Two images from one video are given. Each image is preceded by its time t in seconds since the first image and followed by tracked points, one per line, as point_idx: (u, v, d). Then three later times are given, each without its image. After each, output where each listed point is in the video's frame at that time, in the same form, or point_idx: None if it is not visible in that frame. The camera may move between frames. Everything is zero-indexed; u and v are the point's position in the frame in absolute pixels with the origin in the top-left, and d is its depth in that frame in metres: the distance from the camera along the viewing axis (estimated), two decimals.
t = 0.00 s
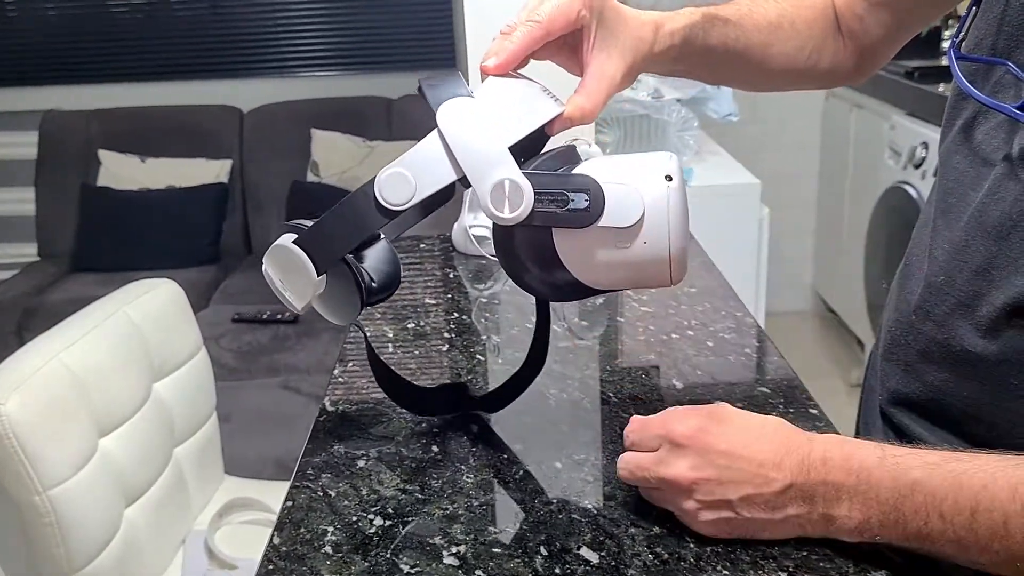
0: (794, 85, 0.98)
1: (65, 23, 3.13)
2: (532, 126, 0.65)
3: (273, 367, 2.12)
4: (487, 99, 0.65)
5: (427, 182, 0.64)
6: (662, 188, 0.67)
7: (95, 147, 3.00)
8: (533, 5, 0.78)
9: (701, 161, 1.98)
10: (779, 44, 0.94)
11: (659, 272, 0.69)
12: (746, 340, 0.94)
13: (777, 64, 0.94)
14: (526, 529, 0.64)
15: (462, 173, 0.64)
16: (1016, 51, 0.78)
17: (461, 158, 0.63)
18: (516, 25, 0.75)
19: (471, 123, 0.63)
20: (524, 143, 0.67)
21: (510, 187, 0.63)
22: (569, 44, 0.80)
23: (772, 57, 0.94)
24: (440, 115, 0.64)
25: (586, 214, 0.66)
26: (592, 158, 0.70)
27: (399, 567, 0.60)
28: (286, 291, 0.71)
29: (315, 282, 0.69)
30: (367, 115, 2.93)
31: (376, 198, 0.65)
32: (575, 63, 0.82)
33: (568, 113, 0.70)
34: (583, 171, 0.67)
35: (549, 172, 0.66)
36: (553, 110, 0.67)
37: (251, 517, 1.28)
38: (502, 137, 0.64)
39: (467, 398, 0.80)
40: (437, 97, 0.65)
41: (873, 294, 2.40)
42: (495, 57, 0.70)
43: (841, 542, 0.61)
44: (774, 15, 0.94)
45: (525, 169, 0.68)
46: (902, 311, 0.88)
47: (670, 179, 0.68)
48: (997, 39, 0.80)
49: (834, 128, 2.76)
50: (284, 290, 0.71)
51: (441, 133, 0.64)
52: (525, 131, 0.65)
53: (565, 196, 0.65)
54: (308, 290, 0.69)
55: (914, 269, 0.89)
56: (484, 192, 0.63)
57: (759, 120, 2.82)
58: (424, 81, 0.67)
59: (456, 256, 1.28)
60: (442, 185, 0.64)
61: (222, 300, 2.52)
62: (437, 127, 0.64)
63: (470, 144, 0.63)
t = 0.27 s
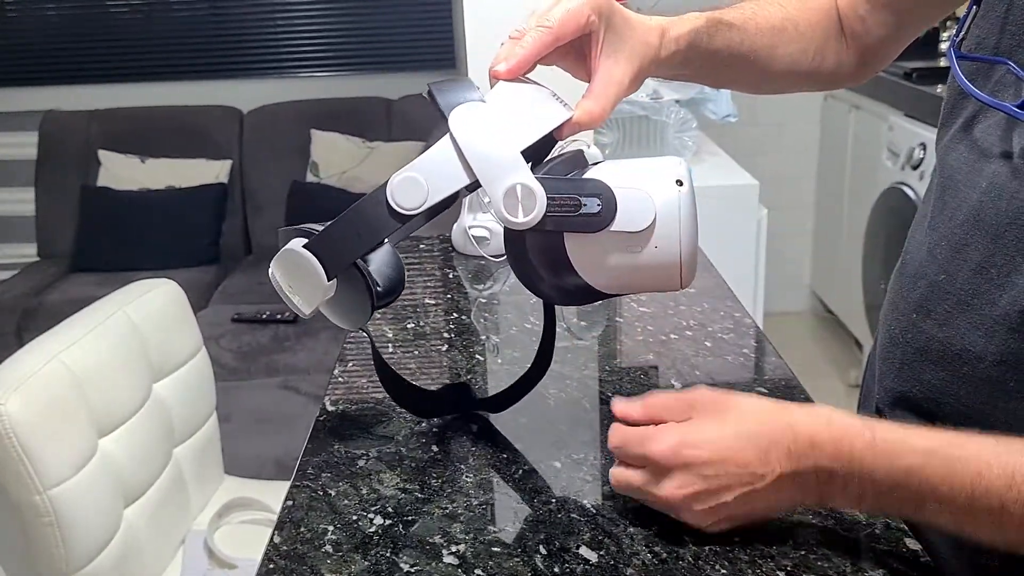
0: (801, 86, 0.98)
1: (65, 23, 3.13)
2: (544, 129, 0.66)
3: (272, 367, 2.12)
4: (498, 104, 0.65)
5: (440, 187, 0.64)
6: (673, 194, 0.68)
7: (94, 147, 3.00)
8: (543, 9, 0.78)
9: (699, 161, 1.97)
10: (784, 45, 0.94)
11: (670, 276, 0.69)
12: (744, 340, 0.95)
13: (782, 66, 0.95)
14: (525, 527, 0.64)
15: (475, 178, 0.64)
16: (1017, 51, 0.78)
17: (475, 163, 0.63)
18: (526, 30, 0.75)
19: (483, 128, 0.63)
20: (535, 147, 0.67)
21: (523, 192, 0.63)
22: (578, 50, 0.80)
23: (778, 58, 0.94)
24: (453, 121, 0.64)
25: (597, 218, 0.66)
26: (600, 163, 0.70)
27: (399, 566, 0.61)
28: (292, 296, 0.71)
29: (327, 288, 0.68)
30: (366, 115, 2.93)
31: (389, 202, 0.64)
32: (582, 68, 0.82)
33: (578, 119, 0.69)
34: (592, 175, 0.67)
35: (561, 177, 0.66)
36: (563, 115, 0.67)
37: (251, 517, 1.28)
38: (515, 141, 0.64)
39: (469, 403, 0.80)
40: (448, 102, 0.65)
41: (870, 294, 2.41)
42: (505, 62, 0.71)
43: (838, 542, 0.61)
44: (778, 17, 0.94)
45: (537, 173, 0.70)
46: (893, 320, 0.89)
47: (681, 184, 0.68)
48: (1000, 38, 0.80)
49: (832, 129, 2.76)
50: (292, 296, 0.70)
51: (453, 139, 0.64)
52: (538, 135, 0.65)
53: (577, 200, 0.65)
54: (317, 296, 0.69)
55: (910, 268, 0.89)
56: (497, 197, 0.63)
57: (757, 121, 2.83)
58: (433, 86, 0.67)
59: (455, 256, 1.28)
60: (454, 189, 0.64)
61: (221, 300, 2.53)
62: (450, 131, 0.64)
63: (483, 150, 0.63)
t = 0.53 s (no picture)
0: (811, 89, 0.98)
1: (64, 22, 3.13)
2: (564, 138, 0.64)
3: (272, 367, 2.12)
4: (516, 111, 0.64)
5: (456, 195, 0.64)
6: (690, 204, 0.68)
7: (94, 147, 3.00)
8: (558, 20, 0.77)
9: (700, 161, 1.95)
10: (795, 49, 0.94)
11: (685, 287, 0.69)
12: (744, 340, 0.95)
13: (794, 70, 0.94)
14: (526, 528, 0.64)
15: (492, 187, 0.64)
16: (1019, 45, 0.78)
17: (491, 171, 0.63)
18: (543, 39, 0.74)
19: (502, 138, 0.63)
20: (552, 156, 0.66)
21: (540, 202, 0.63)
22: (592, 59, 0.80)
23: (790, 62, 0.94)
24: (471, 130, 0.63)
25: (615, 228, 0.66)
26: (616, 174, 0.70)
27: (400, 566, 0.60)
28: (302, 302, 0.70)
29: (338, 295, 0.68)
30: (366, 115, 2.93)
31: (404, 209, 0.64)
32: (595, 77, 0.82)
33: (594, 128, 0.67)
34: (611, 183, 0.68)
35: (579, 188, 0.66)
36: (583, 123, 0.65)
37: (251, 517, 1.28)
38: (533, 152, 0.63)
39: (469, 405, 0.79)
40: (465, 109, 0.65)
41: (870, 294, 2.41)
42: (523, 70, 0.70)
43: (839, 542, 0.61)
44: (788, 20, 0.95)
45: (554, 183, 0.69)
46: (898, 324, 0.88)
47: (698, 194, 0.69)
48: (1001, 33, 0.80)
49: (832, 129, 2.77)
50: (302, 301, 0.70)
51: (471, 147, 0.63)
52: (556, 144, 0.64)
53: (594, 211, 0.66)
54: (328, 303, 0.68)
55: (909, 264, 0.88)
56: (513, 207, 0.63)
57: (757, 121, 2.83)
58: (451, 91, 0.66)
59: (456, 257, 1.28)
60: (471, 198, 0.64)
61: (221, 300, 2.53)
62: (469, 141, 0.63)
63: (499, 159, 0.62)
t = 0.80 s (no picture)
0: (832, 95, 0.98)
1: (63, 20, 3.12)
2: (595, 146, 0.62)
3: (271, 366, 2.12)
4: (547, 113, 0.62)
5: (482, 191, 0.60)
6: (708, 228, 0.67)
7: (93, 145, 2.99)
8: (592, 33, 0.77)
9: (699, 160, 1.94)
10: (818, 58, 0.94)
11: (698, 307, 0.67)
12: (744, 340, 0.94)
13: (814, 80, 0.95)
14: (525, 528, 0.64)
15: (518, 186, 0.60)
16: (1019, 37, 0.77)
17: (522, 167, 0.59)
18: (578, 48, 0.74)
19: (537, 139, 0.60)
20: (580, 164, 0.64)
21: (565, 208, 0.60)
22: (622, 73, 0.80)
23: (812, 71, 0.94)
24: (504, 125, 0.60)
25: (637, 244, 0.63)
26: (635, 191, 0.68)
27: (399, 566, 0.60)
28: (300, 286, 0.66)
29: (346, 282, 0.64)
30: (365, 113, 2.93)
31: (427, 200, 0.59)
32: (623, 88, 0.81)
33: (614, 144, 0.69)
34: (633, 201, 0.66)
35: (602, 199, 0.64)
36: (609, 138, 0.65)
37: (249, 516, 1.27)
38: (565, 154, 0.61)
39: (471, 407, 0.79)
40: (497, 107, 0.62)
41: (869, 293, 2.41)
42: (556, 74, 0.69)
43: (839, 543, 0.60)
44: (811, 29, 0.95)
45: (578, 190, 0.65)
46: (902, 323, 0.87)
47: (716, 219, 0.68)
48: (1001, 24, 0.79)
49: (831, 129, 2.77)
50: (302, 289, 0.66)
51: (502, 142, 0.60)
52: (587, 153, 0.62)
53: (618, 224, 0.63)
54: (330, 289, 0.64)
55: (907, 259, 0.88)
56: (540, 210, 0.60)
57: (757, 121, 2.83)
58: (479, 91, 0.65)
59: (455, 256, 1.28)
60: (496, 195, 0.60)
61: (220, 299, 2.52)
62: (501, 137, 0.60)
63: (530, 158, 0.59)
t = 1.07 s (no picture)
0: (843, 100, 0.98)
1: (61, 19, 3.12)
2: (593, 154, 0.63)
3: (270, 365, 2.11)
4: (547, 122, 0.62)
5: (482, 196, 0.59)
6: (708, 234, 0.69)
7: (92, 144, 2.99)
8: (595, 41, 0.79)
9: (699, 160, 1.94)
10: (833, 66, 0.94)
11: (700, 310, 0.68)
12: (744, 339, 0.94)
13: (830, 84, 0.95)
14: (525, 527, 0.64)
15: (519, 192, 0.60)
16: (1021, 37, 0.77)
17: (522, 173, 0.59)
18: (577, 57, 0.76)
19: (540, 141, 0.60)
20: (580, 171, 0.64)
21: (567, 209, 0.60)
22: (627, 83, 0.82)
23: (825, 79, 0.94)
24: (504, 131, 0.60)
25: (638, 247, 0.64)
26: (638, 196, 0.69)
27: (398, 565, 0.60)
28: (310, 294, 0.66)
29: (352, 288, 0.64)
30: (364, 112, 2.93)
31: (431, 204, 0.59)
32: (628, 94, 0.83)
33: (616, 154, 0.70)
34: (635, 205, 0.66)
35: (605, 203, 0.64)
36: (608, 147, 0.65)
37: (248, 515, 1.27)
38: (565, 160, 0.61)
39: (474, 406, 0.79)
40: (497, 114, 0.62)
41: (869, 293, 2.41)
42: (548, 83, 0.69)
43: (839, 542, 0.60)
44: (833, 31, 0.94)
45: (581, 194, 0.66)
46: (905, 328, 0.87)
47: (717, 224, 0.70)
48: (1003, 24, 0.79)
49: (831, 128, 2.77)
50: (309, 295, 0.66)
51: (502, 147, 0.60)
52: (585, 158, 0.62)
53: (620, 227, 0.64)
54: (338, 295, 0.64)
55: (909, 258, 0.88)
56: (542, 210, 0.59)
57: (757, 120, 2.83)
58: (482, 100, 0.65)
59: (455, 255, 1.28)
60: (499, 199, 0.60)
61: (219, 298, 2.52)
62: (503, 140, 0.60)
63: (530, 164, 0.59)
